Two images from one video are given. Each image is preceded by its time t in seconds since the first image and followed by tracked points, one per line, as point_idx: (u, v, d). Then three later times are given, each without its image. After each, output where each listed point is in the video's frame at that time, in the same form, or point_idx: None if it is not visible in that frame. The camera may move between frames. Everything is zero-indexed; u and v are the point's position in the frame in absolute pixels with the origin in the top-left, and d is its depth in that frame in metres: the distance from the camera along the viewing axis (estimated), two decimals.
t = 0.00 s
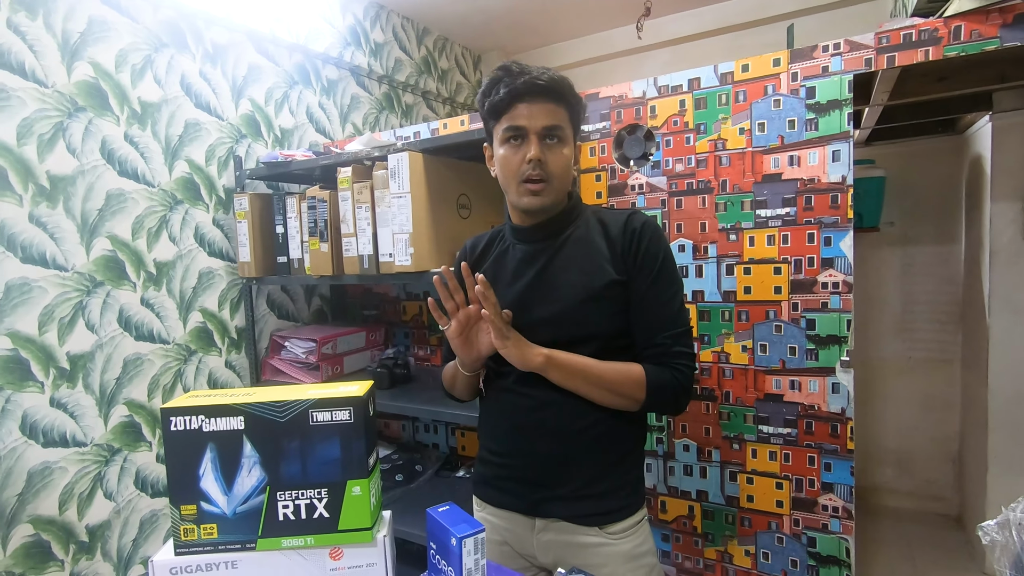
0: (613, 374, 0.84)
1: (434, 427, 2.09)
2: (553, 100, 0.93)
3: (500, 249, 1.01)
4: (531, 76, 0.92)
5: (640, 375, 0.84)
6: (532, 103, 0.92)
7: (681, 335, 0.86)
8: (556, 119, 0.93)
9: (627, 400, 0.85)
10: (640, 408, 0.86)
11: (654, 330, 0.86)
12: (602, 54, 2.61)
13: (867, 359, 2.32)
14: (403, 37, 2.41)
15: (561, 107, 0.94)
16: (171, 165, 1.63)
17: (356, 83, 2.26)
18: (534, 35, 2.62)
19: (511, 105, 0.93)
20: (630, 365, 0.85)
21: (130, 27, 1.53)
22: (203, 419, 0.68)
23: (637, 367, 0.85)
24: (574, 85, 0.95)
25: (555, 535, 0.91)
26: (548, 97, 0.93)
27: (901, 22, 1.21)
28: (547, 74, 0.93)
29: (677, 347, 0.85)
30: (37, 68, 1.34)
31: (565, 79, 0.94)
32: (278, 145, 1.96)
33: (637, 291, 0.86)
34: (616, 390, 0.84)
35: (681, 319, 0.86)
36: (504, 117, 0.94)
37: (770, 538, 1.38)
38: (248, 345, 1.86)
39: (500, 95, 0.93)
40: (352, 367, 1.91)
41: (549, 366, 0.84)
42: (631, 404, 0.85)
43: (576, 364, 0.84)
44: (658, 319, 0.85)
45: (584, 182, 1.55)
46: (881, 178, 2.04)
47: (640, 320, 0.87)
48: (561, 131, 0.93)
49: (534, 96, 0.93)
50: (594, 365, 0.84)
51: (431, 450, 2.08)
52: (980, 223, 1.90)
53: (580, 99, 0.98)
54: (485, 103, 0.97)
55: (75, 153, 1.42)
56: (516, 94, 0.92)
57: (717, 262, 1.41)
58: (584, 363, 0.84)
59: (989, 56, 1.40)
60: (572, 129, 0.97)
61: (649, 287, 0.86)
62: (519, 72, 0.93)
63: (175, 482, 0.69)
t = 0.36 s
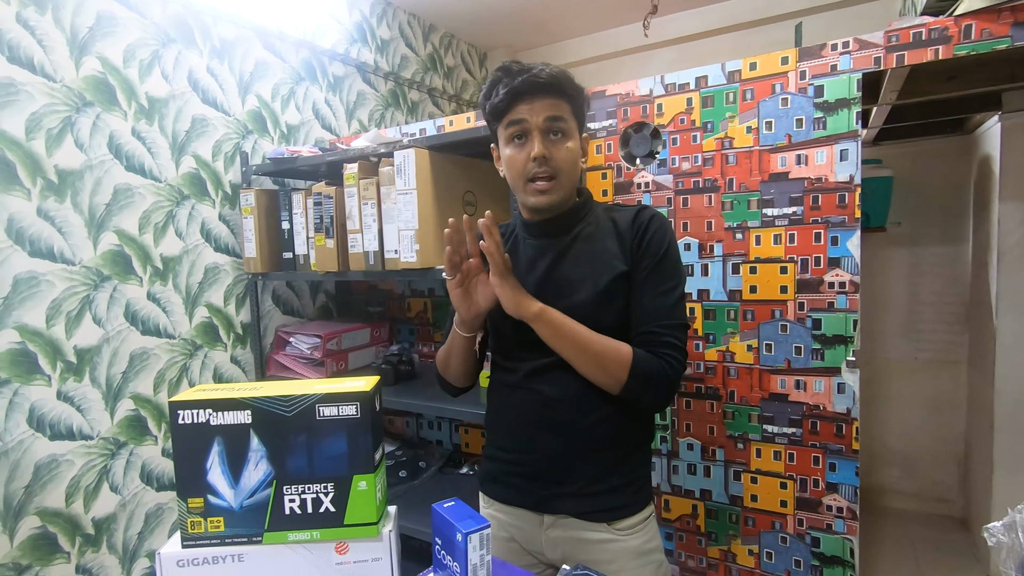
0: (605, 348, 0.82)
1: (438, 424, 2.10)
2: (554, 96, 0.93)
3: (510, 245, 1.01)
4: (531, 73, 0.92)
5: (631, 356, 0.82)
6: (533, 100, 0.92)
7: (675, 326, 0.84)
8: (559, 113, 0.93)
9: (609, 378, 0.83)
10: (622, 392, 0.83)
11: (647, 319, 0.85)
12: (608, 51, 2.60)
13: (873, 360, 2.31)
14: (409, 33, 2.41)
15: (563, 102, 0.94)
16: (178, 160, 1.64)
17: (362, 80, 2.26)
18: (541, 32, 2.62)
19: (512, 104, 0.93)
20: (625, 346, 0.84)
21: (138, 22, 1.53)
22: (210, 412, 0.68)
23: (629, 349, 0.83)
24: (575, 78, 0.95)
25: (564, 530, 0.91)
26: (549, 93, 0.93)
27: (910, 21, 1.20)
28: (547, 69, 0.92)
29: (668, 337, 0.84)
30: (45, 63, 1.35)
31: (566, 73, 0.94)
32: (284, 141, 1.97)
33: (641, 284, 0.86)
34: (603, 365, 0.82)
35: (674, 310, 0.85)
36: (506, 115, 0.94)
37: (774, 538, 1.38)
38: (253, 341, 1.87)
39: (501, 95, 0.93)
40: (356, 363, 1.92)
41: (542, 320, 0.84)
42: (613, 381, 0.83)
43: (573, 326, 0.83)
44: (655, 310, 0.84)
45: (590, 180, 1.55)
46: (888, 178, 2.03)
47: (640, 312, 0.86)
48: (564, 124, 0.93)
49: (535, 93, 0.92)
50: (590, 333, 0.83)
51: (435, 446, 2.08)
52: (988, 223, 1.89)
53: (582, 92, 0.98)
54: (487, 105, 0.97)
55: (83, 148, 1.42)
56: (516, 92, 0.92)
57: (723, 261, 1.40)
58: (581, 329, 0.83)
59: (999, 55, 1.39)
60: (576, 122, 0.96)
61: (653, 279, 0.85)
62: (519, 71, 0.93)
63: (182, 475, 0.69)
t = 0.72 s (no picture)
0: (616, 388, 0.82)
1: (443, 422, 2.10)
2: (556, 93, 0.94)
3: (518, 244, 1.01)
4: (532, 71, 0.93)
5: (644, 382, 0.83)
6: (534, 98, 0.94)
7: (694, 332, 0.84)
8: (560, 109, 0.94)
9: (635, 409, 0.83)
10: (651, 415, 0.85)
11: (666, 326, 0.85)
12: (614, 49, 2.60)
13: (880, 359, 2.30)
14: (415, 31, 2.41)
15: (564, 99, 0.95)
16: (186, 158, 1.65)
17: (368, 78, 2.26)
18: (546, 30, 2.61)
19: (514, 104, 0.96)
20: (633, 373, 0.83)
21: (146, 20, 1.54)
22: (219, 409, 0.69)
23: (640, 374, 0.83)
24: (576, 75, 0.96)
25: (568, 529, 0.91)
26: (551, 91, 0.94)
27: (920, 18, 1.19)
28: (548, 68, 0.94)
29: (687, 345, 0.83)
30: (55, 61, 1.36)
31: (566, 70, 0.95)
32: (290, 139, 1.97)
33: (655, 286, 0.86)
34: (623, 403, 0.83)
35: (693, 316, 0.85)
36: (509, 115, 0.97)
37: (780, 537, 1.37)
38: (260, 338, 1.88)
39: (503, 94, 0.95)
40: (362, 361, 1.92)
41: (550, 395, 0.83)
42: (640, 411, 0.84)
43: (577, 386, 0.82)
44: (671, 316, 0.84)
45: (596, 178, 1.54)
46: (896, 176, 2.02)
47: (656, 317, 0.86)
48: (565, 121, 0.94)
49: (536, 91, 0.94)
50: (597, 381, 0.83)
51: (440, 444, 2.09)
52: (998, 222, 1.87)
53: (586, 89, 0.99)
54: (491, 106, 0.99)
55: (92, 146, 1.43)
56: (517, 91, 0.94)
57: (729, 260, 1.40)
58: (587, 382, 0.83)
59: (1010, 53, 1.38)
60: (579, 119, 0.97)
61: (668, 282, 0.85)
62: (520, 70, 0.94)
63: (191, 470, 0.69)
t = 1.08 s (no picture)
0: (601, 372, 0.82)
1: (445, 421, 2.11)
2: (554, 93, 0.95)
3: (521, 244, 1.01)
4: (530, 73, 0.94)
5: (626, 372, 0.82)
6: (533, 99, 0.94)
7: (679, 331, 0.83)
8: (559, 109, 0.94)
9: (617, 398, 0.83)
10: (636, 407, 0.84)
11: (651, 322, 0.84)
12: (617, 48, 2.59)
13: (883, 359, 2.29)
14: (417, 31, 2.41)
15: (563, 99, 0.95)
16: (189, 158, 1.65)
17: (371, 78, 2.26)
18: (549, 29, 2.61)
19: (513, 106, 0.96)
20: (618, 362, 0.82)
21: (148, 20, 1.54)
22: (222, 409, 0.69)
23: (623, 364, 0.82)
24: (575, 75, 0.96)
25: (570, 529, 0.92)
26: (549, 92, 0.95)
27: (924, 17, 1.19)
28: (546, 68, 0.94)
29: (670, 344, 0.82)
30: (58, 62, 1.36)
31: (564, 70, 0.95)
32: (293, 139, 1.97)
33: (648, 281, 0.85)
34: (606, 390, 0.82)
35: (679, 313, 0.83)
36: (509, 117, 0.97)
37: (782, 537, 1.37)
38: (263, 337, 1.88)
39: (502, 97, 0.96)
40: (365, 360, 1.93)
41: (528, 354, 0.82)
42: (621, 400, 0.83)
43: (561, 355, 0.82)
44: (658, 312, 0.84)
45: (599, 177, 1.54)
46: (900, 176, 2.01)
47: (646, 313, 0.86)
48: (564, 120, 0.94)
49: (535, 92, 0.95)
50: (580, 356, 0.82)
51: (442, 443, 2.09)
52: (1002, 222, 1.87)
53: (585, 88, 0.99)
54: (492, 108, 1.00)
55: (96, 146, 1.43)
56: (516, 93, 0.95)
57: (732, 260, 1.40)
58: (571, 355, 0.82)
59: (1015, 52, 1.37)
60: (579, 118, 0.97)
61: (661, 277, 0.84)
62: (519, 72, 0.95)
63: (194, 470, 0.70)
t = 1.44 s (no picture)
0: (637, 379, 0.82)
1: (448, 421, 2.10)
2: (552, 90, 0.94)
3: (524, 243, 1.01)
4: (528, 70, 0.94)
5: (664, 378, 0.83)
6: (531, 97, 0.94)
7: (709, 335, 0.85)
8: (556, 106, 0.93)
9: (652, 403, 0.84)
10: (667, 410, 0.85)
11: (679, 331, 0.85)
12: (619, 46, 2.59)
13: (887, 358, 2.28)
14: (419, 30, 2.41)
15: (561, 96, 0.95)
16: (191, 158, 1.65)
17: (373, 77, 2.26)
18: (551, 28, 2.61)
19: (512, 104, 0.96)
20: (652, 368, 0.83)
21: (151, 20, 1.54)
22: (222, 409, 0.69)
23: (660, 372, 0.83)
24: (573, 72, 0.96)
25: (572, 530, 0.91)
26: (547, 89, 0.94)
27: (929, 14, 1.18)
28: (544, 66, 0.94)
29: (706, 349, 0.84)
30: (60, 61, 1.36)
31: (563, 67, 0.95)
32: (295, 138, 1.97)
33: (661, 288, 0.86)
34: (643, 398, 0.83)
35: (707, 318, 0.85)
36: (509, 116, 0.98)
37: (786, 538, 1.37)
38: (265, 337, 1.88)
39: (501, 95, 0.96)
40: (366, 360, 1.92)
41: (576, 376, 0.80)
42: (655, 405, 0.84)
43: (603, 368, 0.81)
44: (681, 320, 0.84)
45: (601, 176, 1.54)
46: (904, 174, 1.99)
47: (665, 320, 0.86)
48: (562, 117, 0.93)
49: (533, 89, 0.95)
50: (619, 366, 0.82)
51: (444, 443, 2.09)
52: (1008, 220, 1.85)
53: (585, 85, 0.98)
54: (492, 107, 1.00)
55: (98, 145, 1.44)
56: (514, 91, 0.95)
57: (735, 259, 1.39)
58: (611, 365, 0.82)
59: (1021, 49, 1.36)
60: (578, 115, 0.96)
61: (675, 285, 0.85)
62: (518, 70, 0.95)
63: (194, 470, 0.70)
